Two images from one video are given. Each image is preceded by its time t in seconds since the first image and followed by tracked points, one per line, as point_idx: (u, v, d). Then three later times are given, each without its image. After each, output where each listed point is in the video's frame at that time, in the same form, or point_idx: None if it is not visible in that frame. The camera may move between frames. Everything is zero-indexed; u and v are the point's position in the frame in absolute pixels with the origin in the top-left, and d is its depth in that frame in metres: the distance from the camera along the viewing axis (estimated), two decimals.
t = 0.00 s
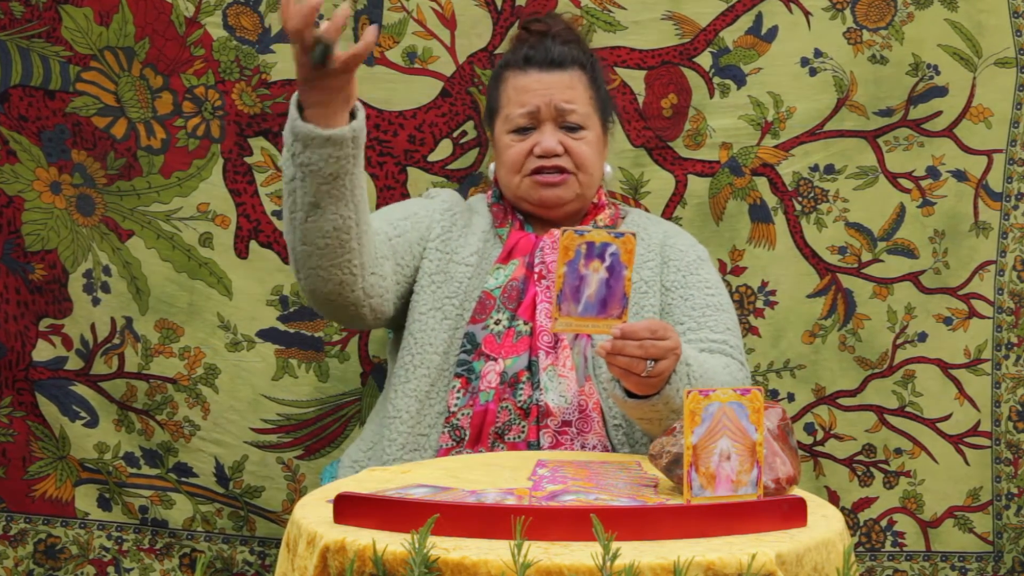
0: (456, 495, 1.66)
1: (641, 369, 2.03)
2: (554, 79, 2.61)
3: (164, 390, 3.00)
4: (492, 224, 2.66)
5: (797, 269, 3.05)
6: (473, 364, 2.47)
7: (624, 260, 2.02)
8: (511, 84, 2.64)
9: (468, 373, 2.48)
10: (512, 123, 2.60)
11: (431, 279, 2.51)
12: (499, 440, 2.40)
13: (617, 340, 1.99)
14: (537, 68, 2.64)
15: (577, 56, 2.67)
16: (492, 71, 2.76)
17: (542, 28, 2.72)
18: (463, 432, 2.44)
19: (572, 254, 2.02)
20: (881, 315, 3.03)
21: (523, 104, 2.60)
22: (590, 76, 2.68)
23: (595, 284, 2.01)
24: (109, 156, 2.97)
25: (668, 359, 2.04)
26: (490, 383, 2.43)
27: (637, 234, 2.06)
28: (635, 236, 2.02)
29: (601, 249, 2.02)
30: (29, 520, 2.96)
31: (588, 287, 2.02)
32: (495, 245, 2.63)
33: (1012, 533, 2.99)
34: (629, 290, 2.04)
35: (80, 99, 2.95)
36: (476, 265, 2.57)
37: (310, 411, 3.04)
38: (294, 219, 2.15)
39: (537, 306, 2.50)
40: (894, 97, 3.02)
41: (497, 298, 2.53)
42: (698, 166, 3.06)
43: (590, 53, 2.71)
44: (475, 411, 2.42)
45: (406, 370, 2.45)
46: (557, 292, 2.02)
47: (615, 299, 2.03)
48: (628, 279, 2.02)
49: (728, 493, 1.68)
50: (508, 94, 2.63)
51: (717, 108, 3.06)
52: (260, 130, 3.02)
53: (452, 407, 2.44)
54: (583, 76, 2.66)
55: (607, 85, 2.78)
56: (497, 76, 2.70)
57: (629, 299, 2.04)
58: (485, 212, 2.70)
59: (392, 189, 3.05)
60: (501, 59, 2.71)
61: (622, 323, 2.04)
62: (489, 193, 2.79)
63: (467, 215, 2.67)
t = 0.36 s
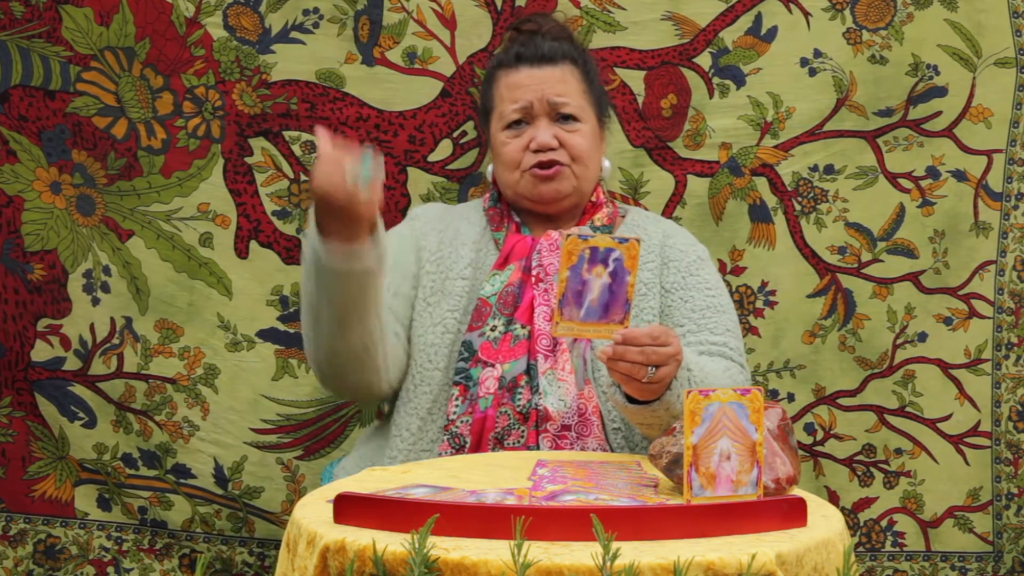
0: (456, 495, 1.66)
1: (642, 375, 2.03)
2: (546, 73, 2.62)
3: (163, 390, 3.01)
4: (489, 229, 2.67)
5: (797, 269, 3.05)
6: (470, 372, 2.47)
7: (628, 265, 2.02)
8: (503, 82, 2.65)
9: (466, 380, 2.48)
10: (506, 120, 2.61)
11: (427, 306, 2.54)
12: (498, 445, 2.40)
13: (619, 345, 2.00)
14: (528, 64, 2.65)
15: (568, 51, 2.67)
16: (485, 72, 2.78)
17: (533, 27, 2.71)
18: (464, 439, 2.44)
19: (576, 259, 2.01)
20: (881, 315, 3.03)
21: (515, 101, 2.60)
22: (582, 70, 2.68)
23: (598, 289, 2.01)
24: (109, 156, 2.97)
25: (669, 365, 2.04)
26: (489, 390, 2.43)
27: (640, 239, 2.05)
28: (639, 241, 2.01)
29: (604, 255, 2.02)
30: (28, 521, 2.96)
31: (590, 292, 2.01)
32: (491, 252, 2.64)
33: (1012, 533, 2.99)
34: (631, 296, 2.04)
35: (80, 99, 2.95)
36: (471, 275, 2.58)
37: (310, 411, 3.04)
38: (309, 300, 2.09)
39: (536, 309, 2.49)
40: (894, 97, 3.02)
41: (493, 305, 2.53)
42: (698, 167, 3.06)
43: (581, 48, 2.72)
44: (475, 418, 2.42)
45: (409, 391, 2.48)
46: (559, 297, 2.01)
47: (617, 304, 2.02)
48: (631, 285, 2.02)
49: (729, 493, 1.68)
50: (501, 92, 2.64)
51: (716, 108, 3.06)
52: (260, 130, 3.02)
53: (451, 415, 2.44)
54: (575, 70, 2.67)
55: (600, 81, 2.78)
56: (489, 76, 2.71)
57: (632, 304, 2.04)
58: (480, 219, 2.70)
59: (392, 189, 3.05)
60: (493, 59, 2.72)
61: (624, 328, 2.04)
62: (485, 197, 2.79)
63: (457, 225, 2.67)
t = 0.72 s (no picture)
0: (456, 495, 1.66)
1: (642, 380, 2.05)
2: (540, 76, 2.61)
3: (164, 390, 3.01)
4: (485, 230, 2.67)
5: (797, 269, 3.05)
6: (473, 373, 2.47)
7: (628, 270, 2.01)
8: (498, 85, 2.64)
9: (469, 381, 2.48)
10: (501, 123, 2.61)
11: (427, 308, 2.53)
12: (501, 447, 2.41)
13: (619, 350, 2.02)
14: (522, 66, 2.64)
15: (563, 53, 2.66)
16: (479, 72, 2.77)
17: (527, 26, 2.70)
18: (466, 441, 2.44)
19: (575, 264, 2.01)
20: (880, 315, 3.04)
21: (510, 104, 2.60)
22: (576, 71, 2.67)
23: (598, 294, 2.01)
24: (109, 156, 2.97)
25: (668, 370, 2.05)
26: (492, 392, 2.43)
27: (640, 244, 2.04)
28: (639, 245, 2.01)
29: (604, 259, 2.01)
30: (28, 521, 2.96)
31: (590, 296, 2.02)
32: (488, 253, 2.64)
33: (1011, 533, 2.99)
34: (631, 300, 2.04)
35: (80, 99, 2.95)
36: (470, 276, 2.58)
37: (310, 411, 3.05)
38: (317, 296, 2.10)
39: (536, 310, 2.49)
40: (893, 97, 3.02)
41: (494, 306, 2.53)
42: (698, 167, 3.06)
43: (575, 48, 2.71)
44: (478, 421, 2.43)
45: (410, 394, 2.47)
46: (559, 302, 2.02)
47: (616, 309, 2.03)
48: (630, 290, 2.02)
49: (729, 493, 1.69)
50: (495, 94, 2.64)
51: (716, 108, 3.06)
52: (260, 130, 3.02)
53: (455, 417, 2.45)
54: (569, 71, 2.66)
55: (595, 80, 2.77)
56: (483, 77, 2.71)
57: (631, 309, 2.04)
58: (475, 221, 2.69)
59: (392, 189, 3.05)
60: (488, 58, 2.71)
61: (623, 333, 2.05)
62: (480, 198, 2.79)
63: (454, 227, 2.67)
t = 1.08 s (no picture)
0: (456, 495, 1.66)
1: (642, 381, 2.05)
2: (549, 78, 2.61)
3: (164, 390, 3.01)
4: (481, 233, 2.67)
5: (797, 269, 3.06)
6: (467, 378, 2.48)
7: (627, 272, 2.01)
8: (505, 83, 2.64)
9: (463, 386, 2.49)
10: (506, 123, 2.60)
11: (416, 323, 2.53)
12: (497, 449, 2.41)
13: (619, 351, 2.00)
14: (531, 67, 2.64)
15: (571, 56, 2.66)
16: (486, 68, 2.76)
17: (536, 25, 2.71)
18: (462, 444, 2.45)
19: (574, 266, 2.01)
20: (880, 315, 3.04)
21: (517, 104, 2.59)
22: (583, 75, 2.67)
23: (597, 296, 2.02)
24: (109, 156, 2.97)
25: (668, 372, 2.05)
26: (485, 395, 2.44)
27: (639, 245, 2.04)
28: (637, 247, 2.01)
29: (603, 262, 2.02)
30: (29, 520, 2.96)
31: (589, 299, 2.02)
32: (482, 256, 2.64)
33: (1011, 533, 3.00)
34: (631, 302, 2.04)
35: (80, 99, 2.95)
36: (462, 283, 2.57)
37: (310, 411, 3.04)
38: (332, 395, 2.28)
39: (531, 313, 2.50)
40: (893, 97, 3.02)
41: (488, 309, 2.55)
42: (698, 167, 3.06)
43: (584, 52, 2.71)
44: (473, 424, 2.43)
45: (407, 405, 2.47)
46: (558, 304, 2.02)
47: (616, 311, 2.03)
48: (629, 291, 2.02)
49: (729, 493, 1.69)
50: (502, 93, 2.63)
51: (716, 108, 3.07)
52: (260, 130, 3.02)
53: (450, 421, 2.45)
54: (577, 75, 2.66)
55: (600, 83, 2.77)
56: (490, 74, 2.70)
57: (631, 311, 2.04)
58: (472, 225, 2.70)
59: (392, 189, 3.04)
60: (496, 56, 2.70)
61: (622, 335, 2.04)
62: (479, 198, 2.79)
63: (447, 233, 2.66)
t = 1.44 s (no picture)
0: (456, 495, 1.66)
1: (640, 381, 2.06)
2: (542, 74, 2.61)
3: (166, 389, 3.01)
4: (478, 231, 2.67)
5: (797, 269, 3.06)
6: (463, 377, 2.47)
7: (623, 274, 2.01)
8: (499, 80, 2.64)
9: (460, 385, 2.48)
10: (499, 119, 2.61)
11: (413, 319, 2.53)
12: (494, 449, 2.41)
13: (616, 353, 2.01)
14: (525, 63, 2.64)
15: (565, 52, 2.66)
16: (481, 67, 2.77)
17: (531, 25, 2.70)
18: (458, 443, 2.45)
19: (571, 268, 2.00)
20: (880, 315, 3.04)
21: (510, 100, 2.60)
22: (577, 71, 2.67)
23: (594, 297, 2.01)
24: (110, 156, 2.97)
25: (666, 372, 2.05)
26: (481, 395, 2.44)
27: (637, 246, 2.04)
28: (635, 249, 2.00)
29: (601, 263, 2.01)
30: (30, 520, 2.97)
31: (587, 300, 2.02)
32: (479, 254, 2.64)
33: (1011, 533, 3.00)
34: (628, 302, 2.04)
35: (80, 99, 2.95)
36: (458, 281, 2.58)
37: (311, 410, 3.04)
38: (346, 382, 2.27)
39: (526, 312, 2.50)
40: (893, 97, 3.02)
41: (484, 307, 2.53)
42: (698, 167, 3.07)
43: (578, 49, 2.71)
44: (469, 424, 2.42)
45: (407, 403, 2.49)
46: (555, 305, 2.02)
47: (614, 312, 2.03)
48: (627, 293, 2.01)
49: (728, 493, 1.69)
50: (496, 90, 2.64)
51: (716, 108, 3.07)
52: (260, 130, 3.02)
53: (446, 420, 2.45)
54: (571, 71, 2.66)
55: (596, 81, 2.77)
56: (485, 72, 2.71)
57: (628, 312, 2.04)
58: (468, 223, 2.70)
59: (392, 189, 3.04)
60: (490, 54, 2.71)
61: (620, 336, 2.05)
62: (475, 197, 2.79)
63: (442, 231, 2.66)
